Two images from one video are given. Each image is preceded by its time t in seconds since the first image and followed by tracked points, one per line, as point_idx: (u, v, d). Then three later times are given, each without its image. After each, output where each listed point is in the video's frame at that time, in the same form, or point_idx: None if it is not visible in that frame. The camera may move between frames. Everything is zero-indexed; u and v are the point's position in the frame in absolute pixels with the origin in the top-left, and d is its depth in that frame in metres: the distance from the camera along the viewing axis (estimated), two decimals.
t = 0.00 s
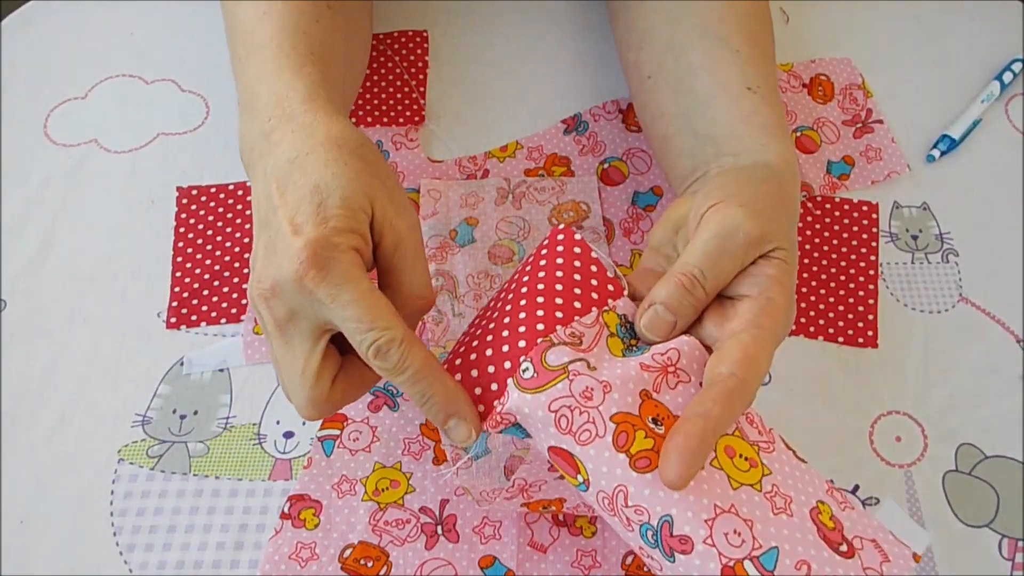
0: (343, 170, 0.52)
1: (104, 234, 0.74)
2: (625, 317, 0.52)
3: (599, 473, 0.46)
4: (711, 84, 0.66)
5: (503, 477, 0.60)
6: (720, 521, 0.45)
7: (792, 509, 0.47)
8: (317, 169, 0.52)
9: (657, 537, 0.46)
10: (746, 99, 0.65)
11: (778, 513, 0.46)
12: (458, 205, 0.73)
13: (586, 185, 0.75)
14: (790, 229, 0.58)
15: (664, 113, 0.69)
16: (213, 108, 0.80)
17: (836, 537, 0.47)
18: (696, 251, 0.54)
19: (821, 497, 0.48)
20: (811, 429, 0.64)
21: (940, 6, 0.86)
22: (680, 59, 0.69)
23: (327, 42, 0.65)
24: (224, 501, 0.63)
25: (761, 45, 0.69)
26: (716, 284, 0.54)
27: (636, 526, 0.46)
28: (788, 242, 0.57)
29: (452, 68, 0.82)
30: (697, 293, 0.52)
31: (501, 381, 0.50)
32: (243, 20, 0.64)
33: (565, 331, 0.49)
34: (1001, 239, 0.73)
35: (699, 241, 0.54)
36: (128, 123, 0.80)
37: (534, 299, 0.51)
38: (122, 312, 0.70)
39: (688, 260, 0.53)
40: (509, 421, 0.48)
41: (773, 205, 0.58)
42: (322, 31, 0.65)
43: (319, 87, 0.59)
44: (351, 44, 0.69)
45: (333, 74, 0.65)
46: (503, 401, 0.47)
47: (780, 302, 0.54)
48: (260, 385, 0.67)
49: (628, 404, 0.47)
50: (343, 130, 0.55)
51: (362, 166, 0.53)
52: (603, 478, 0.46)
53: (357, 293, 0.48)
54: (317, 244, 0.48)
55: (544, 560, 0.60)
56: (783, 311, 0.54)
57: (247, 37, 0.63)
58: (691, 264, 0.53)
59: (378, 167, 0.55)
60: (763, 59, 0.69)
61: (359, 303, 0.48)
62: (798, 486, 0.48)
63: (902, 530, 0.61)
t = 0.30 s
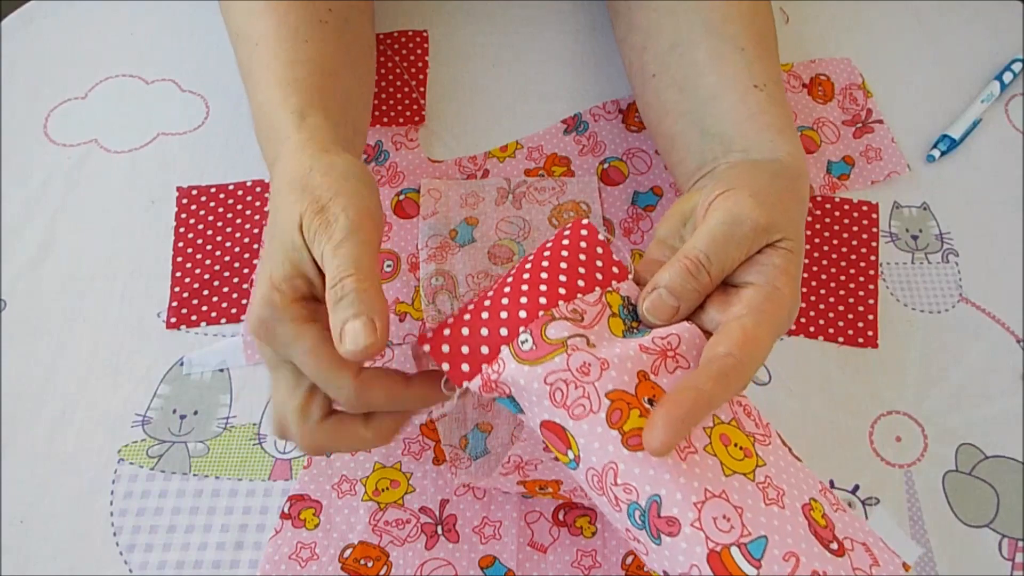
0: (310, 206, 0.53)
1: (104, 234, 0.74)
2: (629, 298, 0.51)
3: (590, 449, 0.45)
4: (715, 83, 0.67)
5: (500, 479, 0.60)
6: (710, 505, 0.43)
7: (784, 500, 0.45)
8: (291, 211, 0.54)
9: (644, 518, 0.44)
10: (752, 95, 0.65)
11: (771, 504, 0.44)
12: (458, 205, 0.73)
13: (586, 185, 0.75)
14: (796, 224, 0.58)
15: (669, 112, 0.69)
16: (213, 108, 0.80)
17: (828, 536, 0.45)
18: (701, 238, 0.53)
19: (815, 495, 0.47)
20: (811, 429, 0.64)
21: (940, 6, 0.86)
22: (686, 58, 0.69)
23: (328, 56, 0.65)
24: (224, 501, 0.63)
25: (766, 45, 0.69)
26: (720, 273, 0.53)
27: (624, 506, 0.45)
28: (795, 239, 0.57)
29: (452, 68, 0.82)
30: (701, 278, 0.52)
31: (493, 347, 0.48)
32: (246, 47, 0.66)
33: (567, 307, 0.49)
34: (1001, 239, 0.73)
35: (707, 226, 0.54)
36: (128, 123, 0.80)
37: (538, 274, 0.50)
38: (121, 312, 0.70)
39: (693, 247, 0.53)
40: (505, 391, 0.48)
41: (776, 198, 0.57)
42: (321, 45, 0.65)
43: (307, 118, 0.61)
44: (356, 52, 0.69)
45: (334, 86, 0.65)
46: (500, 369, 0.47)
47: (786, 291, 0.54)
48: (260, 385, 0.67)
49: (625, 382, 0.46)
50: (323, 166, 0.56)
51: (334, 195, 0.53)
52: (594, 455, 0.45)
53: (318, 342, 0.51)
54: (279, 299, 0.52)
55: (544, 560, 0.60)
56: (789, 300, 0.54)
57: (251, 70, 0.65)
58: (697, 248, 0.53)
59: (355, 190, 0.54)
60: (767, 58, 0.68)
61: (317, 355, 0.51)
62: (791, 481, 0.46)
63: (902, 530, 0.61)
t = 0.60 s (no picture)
0: (320, 236, 0.54)
1: (104, 233, 0.74)
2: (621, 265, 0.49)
3: (563, 439, 0.45)
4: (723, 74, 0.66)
5: (500, 478, 0.61)
6: (679, 497, 0.42)
7: (767, 495, 0.43)
8: (304, 244, 0.55)
9: (613, 510, 0.43)
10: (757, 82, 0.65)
11: (751, 499, 0.43)
12: (458, 205, 0.73)
13: (586, 185, 0.75)
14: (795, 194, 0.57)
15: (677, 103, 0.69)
16: (213, 108, 0.80)
17: (815, 534, 0.43)
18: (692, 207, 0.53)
19: (807, 489, 0.44)
20: (811, 429, 0.64)
21: (940, 6, 0.86)
22: (692, 51, 0.69)
23: (340, 56, 0.66)
24: (224, 501, 0.63)
25: (773, 35, 0.69)
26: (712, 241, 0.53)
27: (594, 499, 0.44)
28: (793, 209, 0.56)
29: (453, 68, 0.82)
30: (696, 244, 0.51)
31: (477, 335, 0.48)
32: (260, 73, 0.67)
33: (550, 295, 0.47)
34: (1001, 239, 0.73)
35: (696, 197, 0.54)
36: (128, 123, 0.80)
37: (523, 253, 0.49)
38: (121, 312, 0.70)
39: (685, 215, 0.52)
40: (480, 381, 0.47)
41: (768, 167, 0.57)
42: (332, 50, 0.66)
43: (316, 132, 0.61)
44: (370, 49, 0.69)
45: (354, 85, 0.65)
46: (478, 355, 0.47)
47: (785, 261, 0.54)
48: (260, 385, 0.67)
49: (602, 372, 0.45)
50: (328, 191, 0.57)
51: (342, 222, 0.54)
52: (566, 445, 0.45)
53: (347, 355, 0.53)
54: (306, 327, 0.54)
55: (544, 560, 0.60)
56: (789, 271, 0.54)
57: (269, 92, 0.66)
58: (687, 217, 0.52)
59: (365, 214, 0.55)
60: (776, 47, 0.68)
61: (348, 366, 0.53)
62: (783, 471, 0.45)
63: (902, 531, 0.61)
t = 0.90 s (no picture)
0: (330, 238, 0.54)
1: (105, 234, 0.74)
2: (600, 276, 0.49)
3: (546, 468, 0.44)
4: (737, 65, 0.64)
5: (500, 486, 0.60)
6: (651, 543, 0.42)
7: (739, 550, 0.42)
8: (311, 243, 0.55)
9: (586, 545, 0.43)
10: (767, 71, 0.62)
11: (722, 553, 0.42)
12: (458, 205, 0.73)
13: (586, 185, 0.75)
14: (785, 159, 0.54)
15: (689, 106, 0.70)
16: (212, 108, 0.80)
17: None
18: (665, 211, 0.52)
19: (780, 551, 0.43)
20: (811, 429, 0.65)
21: (940, 6, 0.86)
22: (697, 52, 0.68)
23: (348, 55, 0.65)
24: (224, 501, 0.63)
25: (778, 24, 0.67)
26: (697, 236, 0.53)
27: (570, 530, 0.44)
28: (785, 171, 0.54)
29: (453, 68, 0.82)
30: (665, 250, 0.50)
31: (477, 353, 0.47)
32: (268, 73, 0.67)
33: (555, 320, 0.47)
34: (1001, 238, 0.73)
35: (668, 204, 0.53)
36: (128, 123, 0.80)
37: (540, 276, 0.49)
38: (121, 312, 0.70)
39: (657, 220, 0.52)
40: (472, 399, 0.47)
41: (744, 142, 0.55)
42: (343, 47, 0.66)
43: (326, 133, 0.61)
44: (377, 44, 0.69)
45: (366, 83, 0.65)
46: (476, 373, 0.47)
47: (798, 220, 0.51)
48: (260, 385, 0.67)
49: (594, 408, 0.45)
50: (339, 191, 0.56)
51: (351, 226, 0.54)
52: (549, 474, 0.44)
53: (345, 349, 0.53)
54: (308, 322, 0.54)
55: (544, 560, 0.60)
56: (807, 228, 0.51)
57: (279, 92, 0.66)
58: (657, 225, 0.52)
59: (378, 219, 0.55)
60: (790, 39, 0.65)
61: (345, 362, 0.53)
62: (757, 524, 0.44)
63: (902, 531, 0.61)
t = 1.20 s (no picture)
0: (323, 245, 0.54)
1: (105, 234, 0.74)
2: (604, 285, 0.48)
3: (542, 479, 0.45)
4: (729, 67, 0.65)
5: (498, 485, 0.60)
6: (644, 559, 0.42)
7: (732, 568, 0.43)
8: (305, 251, 0.55)
9: (579, 557, 0.44)
10: (759, 73, 0.62)
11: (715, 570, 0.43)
12: (458, 205, 0.73)
13: (586, 185, 0.75)
14: (780, 155, 0.54)
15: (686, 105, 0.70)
16: (213, 108, 0.80)
17: None
18: (665, 213, 0.52)
19: (775, 567, 0.44)
20: (811, 429, 0.65)
21: (940, 6, 0.86)
22: (694, 52, 0.68)
23: (341, 55, 0.65)
24: (224, 501, 0.63)
25: (771, 26, 0.67)
26: (698, 237, 0.52)
27: (563, 541, 0.44)
28: (782, 167, 0.54)
29: (453, 68, 0.82)
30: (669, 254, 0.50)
31: (477, 359, 0.48)
32: (263, 75, 0.67)
33: (557, 328, 0.47)
34: (1002, 238, 0.73)
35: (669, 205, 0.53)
36: (128, 123, 0.80)
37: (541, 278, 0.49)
38: (121, 312, 0.70)
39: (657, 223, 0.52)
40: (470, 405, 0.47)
41: (740, 141, 0.55)
42: (338, 49, 0.66)
43: (319, 138, 0.61)
44: (372, 46, 0.69)
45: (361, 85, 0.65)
46: (476, 380, 0.47)
47: (799, 216, 0.52)
48: (260, 385, 0.67)
49: (592, 420, 0.45)
50: (330, 197, 0.56)
51: (344, 232, 0.54)
52: (544, 485, 0.44)
53: (345, 356, 0.53)
54: (307, 329, 0.54)
55: (544, 560, 0.60)
56: (810, 223, 0.51)
57: (274, 95, 0.66)
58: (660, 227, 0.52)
59: (370, 223, 0.54)
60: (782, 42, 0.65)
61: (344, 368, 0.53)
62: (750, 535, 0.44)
63: (902, 531, 0.61)
